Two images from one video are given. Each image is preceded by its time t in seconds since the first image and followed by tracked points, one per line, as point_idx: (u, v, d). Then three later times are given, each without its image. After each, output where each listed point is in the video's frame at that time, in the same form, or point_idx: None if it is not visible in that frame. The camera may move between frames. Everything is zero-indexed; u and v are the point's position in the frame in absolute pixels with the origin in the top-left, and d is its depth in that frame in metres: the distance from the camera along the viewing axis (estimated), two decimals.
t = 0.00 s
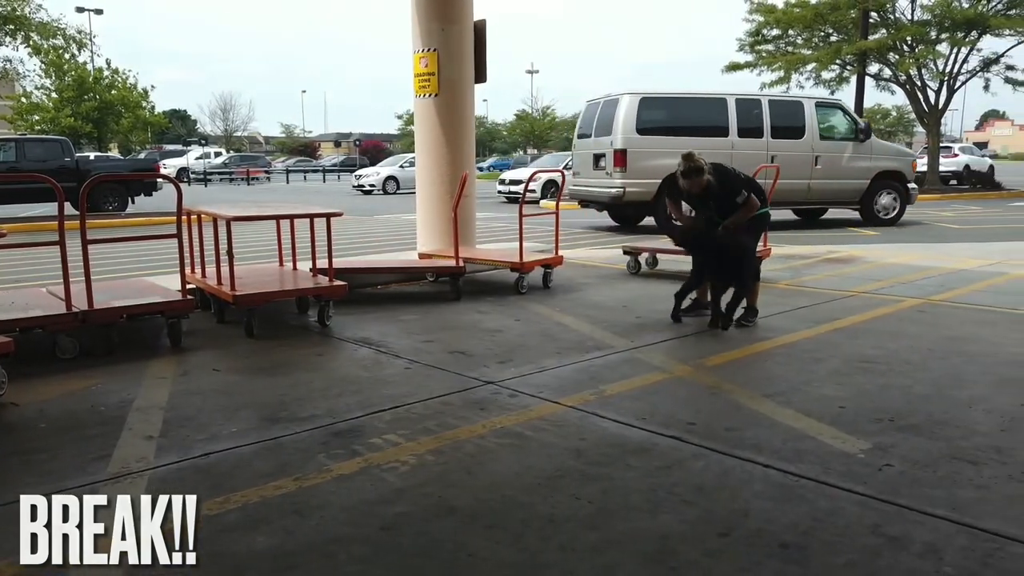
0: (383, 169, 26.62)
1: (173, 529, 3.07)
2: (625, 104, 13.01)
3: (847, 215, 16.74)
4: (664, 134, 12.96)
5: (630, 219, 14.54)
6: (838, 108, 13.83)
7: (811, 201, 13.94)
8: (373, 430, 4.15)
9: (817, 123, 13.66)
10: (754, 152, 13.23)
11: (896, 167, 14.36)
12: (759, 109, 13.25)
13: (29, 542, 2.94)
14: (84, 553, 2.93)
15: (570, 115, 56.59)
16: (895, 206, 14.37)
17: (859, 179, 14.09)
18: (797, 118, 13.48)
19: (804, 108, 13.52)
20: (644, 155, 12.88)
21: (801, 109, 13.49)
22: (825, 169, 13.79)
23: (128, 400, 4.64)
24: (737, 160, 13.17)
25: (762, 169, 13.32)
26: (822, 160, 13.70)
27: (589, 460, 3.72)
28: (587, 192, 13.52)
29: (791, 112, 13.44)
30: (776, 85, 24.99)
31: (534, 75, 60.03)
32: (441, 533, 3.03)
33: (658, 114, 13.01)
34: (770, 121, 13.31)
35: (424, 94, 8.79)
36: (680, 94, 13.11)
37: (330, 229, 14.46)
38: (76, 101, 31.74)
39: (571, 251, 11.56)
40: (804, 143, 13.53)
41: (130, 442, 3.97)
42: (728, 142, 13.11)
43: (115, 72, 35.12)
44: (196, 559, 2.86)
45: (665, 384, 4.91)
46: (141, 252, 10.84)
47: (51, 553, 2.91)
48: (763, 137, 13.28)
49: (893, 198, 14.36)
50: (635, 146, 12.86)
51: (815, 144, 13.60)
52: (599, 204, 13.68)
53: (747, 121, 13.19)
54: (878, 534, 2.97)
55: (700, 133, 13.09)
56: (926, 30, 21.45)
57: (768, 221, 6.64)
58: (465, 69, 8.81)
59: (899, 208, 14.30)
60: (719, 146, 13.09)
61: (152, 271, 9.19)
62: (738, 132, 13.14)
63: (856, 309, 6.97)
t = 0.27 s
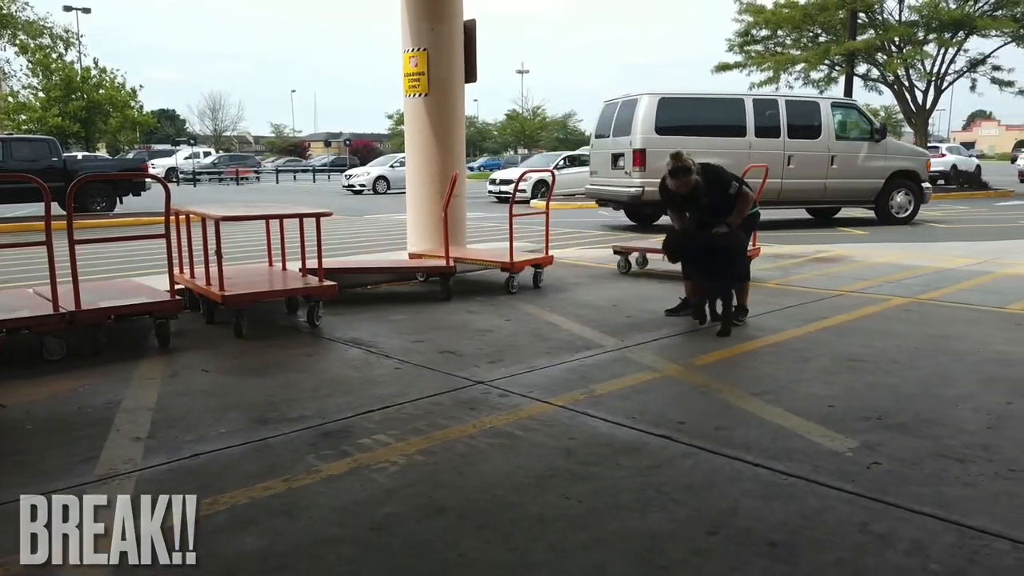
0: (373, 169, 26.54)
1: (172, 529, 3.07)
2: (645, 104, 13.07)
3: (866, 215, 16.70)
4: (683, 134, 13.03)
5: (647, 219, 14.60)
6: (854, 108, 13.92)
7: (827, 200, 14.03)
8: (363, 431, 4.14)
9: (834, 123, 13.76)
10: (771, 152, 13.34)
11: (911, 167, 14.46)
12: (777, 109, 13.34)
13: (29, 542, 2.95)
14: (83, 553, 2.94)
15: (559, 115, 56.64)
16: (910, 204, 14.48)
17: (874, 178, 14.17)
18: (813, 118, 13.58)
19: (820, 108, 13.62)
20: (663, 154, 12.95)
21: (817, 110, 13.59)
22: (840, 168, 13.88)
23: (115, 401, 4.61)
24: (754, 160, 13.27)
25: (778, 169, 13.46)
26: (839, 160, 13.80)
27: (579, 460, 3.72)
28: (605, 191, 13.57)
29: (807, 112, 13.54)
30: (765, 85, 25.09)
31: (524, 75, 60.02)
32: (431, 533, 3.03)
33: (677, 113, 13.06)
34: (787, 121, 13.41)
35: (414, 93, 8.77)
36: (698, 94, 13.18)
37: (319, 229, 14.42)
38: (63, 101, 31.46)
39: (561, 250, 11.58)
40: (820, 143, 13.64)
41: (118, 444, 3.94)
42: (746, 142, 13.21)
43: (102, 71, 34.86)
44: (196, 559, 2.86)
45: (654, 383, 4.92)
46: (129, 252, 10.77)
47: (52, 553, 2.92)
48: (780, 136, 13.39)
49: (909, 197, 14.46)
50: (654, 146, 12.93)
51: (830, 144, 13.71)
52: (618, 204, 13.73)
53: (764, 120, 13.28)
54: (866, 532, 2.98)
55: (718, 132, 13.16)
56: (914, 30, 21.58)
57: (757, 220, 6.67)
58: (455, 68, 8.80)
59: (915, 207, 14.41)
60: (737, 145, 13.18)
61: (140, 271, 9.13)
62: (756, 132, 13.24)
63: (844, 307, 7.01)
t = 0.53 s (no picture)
0: (363, 170, 26.46)
1: (168, 529, 3.06)
2: (663, 105, 13.16)
3: (866, 215, 16.81)
4: (701, 135, 13.11)
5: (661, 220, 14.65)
6: (870, 109, 14.00)
7: (842, 200, 14.12)
8: (353, 432, 4.12)
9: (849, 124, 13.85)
10: (787, 153, 13.44)
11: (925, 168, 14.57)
12: (793, 110, 13.45)
13: (26, 543, 2.96)
14: (75, 555, 2.92)
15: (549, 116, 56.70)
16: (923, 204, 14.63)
17: (890, 179, 14.27)
18: (829, 118, 13.67)
19: (835, 109, 13.70)
20: (681, 154, 13.03)
21: (832, 111, 13.68)
22: (855, 169, 13.96)
23: (103, 404, 4.58)
24: (771, 160, 13.37)
25: (793, 169, 13.55)
26: (854, 160, 13.89)
27: (569, 461, 3.72)
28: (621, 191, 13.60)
29: (822, 113, 13.63)
30: (754, 86, 25.20)
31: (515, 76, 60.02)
32: (422, 535, 3.02)
33: (694, 115, 13.14)
34: (803, 122, 13.50)
35: (403, 95, 8.77)
36: (716, 96, 13.26)
37: (309, 230, 14.36)
38: (50, 101, 31.18)
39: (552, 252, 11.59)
40: (836, 143, 13.73)
41: (105, 447, 3.92)
42: (763, 143, 13.32)
43: (89, 71, 34.58)
44: (195, 559, 2.86)
45: (645, 384, 4.93)
46: (116, 254, 10.68)
47: (49, 554, 2.91)
48: (796, 137, 13.50)
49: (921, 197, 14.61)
50: (672, 146, 13.02)
51: (845, 145, 13.79)
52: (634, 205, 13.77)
53: (781, 121, 13.37)
54: (855, 531, 3.00)
55: (734, 133, 13.25)
56: (901, 32, 21.72)
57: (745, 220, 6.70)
58: (445, 70, 8.80)
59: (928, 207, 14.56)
60: (754, 146, 13.28)
61: (128, 273, 9.07)
62: (772, 133, 13.35)
63: (833, 308, 7.05)
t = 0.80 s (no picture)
0: (354, 171, 26.41)
1: (157, 532, 3.04)
2: (681, 106, 13.19)
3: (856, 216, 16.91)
4: (717, 136, 13.17)
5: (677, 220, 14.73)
6: (882, 111, 14.12)
7: (855, 200, 14.23)
8: (343, 434, 4.11)
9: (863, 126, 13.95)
10: (802, 153, 13.54)
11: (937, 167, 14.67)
12: (807, 111, 13.56)
13: (9, 548, 2.93)
14: (62, 557, 2.89)
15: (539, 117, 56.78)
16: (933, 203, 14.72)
17: (902, 179, 14.38)
18: (844, 119, 13.76)
19: (849, 110, 13.80)
20: (699, 154, 13.07)
21: (847, 112, 13.78)
22: (868, 169, 14.06)
23: (90, 406, 4.54)
24: (786, 161, 13.47)
25: (809, 169, 13.64)
26: (868, 161, 13.99)
27: (560, 462, 3.72)
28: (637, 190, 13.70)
29: (837, 114, 13.73)
30: (744, 87, 25.30)
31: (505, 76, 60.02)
32: (412, 537, 3.01)
33: (711, 116, 13.18)
34: (818, 123, 13.60)
35: (393, 95, 8.76)
36: (733, 97, 13.32)
37: (298, 231, 14.30)
38: (37, 102, 30.92)
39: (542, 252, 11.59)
40: (851, 144, 13.83)
41: (92, 450, 3.89)
42: (778, 144, 13.41)
43: (77, 71, 34.30)
44: (181, 563, 2.83)
45: (635, 384, 4.94)
46: (104, 256, 10.60)
47: (36, 556, 2.89)
48: (811, 138, 13.60)
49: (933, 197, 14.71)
50: (690, 147, 13.05)
51: (860, 146, 13.89)
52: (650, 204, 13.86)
53: (796, 122, 13.47)
54: (845, 531, 3.01)
55: (750, 134, 13.32)
56: (889, 34, 21.86)
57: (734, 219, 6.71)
58: (435, 70, 8.79)
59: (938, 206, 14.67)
60: (769, 147, 13.37)
61: (116, 275, 9.00)
62: (788, 134, 13.44)
63: (823, 308, 7.08)
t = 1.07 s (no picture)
0: (342, 171, 26.33)
1: (141, 536, 3.01)
2: (702, 107, 13.32)
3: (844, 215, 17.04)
4: (738, 136, 13.34)
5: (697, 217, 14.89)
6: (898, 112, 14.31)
7: (870, 199, 14.41)
8: (331, 435, 4.09)
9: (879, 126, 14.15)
10: (821, 153, 13.71)
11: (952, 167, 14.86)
12: (826, 111, 13.72)
13: None
14: (42, 561, 2.86)
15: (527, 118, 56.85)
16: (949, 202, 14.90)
17: (916, 179, 14.57)
18: (860, 119, 13.95)
19: (865, 111, 13.99)
20: (720, 155, 13.25)
21: (864, 112, 13.97)
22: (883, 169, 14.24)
23: (74, 409, 4.50)
24: (805, 160, 13.64)
25: (827, 169, 13.81)
26: (884, 160, 14.17)
27: (548, 462, 3.72)
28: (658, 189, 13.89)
29: (853, 115, 13.91)
30: (731, 88, 25.43)
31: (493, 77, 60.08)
32: (401, 539, 3.00)
33: (731, 116, 13.33)
34: (836, 123, 13.78)
35: (381, 95, 8.73)
36: (753, 98, 13.48)
37: (285, 232, 14.24)
38: (21, 101, 30.63)
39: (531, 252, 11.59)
40: (867, 144, 14.01)
41: (76, 452, 3.85)
42: (797, 144, 13.59)
43: (62, 70, 34.00)
44: (165, 567, 2.81)
45: (623, 384, 4.94)
46: (89, 256, 10.51)
47: (15, 561, 2.85)
48: (830, 138, 13.77)
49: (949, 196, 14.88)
50: (712, 147, 13.22)
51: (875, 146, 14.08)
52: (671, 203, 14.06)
53: (814, 123, 13.64)
54: (831, 529, 3.03)
55: (769, 135, 13.50)
56: (874, 35, 22.05)
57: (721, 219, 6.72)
58: (423, 70, 8.77)
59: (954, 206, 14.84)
60: (789, 147, 13.55)
61: (101, 276, 8.91)
62: (807, 134, 13.62)
63: (810, 307, 7.13)
